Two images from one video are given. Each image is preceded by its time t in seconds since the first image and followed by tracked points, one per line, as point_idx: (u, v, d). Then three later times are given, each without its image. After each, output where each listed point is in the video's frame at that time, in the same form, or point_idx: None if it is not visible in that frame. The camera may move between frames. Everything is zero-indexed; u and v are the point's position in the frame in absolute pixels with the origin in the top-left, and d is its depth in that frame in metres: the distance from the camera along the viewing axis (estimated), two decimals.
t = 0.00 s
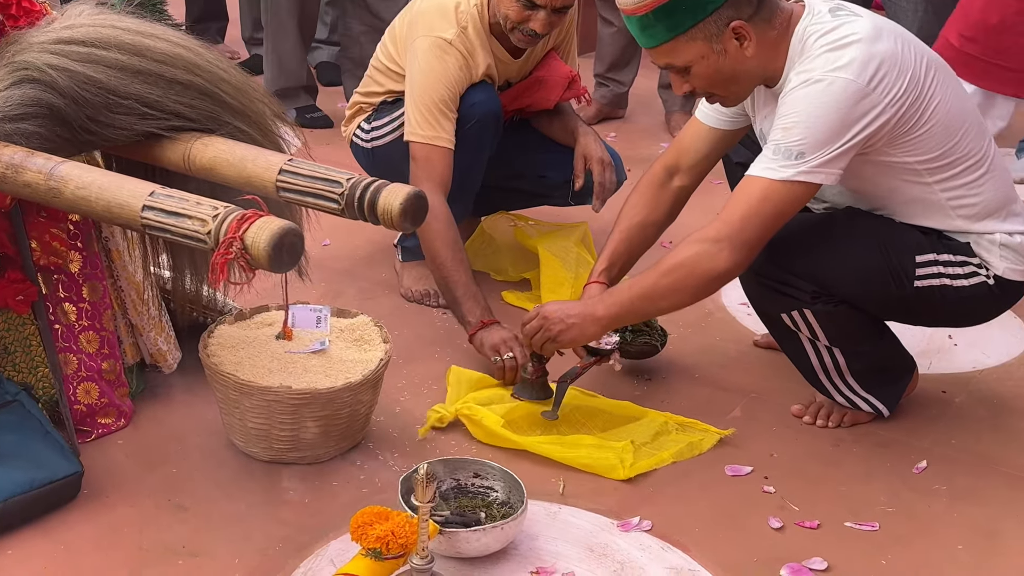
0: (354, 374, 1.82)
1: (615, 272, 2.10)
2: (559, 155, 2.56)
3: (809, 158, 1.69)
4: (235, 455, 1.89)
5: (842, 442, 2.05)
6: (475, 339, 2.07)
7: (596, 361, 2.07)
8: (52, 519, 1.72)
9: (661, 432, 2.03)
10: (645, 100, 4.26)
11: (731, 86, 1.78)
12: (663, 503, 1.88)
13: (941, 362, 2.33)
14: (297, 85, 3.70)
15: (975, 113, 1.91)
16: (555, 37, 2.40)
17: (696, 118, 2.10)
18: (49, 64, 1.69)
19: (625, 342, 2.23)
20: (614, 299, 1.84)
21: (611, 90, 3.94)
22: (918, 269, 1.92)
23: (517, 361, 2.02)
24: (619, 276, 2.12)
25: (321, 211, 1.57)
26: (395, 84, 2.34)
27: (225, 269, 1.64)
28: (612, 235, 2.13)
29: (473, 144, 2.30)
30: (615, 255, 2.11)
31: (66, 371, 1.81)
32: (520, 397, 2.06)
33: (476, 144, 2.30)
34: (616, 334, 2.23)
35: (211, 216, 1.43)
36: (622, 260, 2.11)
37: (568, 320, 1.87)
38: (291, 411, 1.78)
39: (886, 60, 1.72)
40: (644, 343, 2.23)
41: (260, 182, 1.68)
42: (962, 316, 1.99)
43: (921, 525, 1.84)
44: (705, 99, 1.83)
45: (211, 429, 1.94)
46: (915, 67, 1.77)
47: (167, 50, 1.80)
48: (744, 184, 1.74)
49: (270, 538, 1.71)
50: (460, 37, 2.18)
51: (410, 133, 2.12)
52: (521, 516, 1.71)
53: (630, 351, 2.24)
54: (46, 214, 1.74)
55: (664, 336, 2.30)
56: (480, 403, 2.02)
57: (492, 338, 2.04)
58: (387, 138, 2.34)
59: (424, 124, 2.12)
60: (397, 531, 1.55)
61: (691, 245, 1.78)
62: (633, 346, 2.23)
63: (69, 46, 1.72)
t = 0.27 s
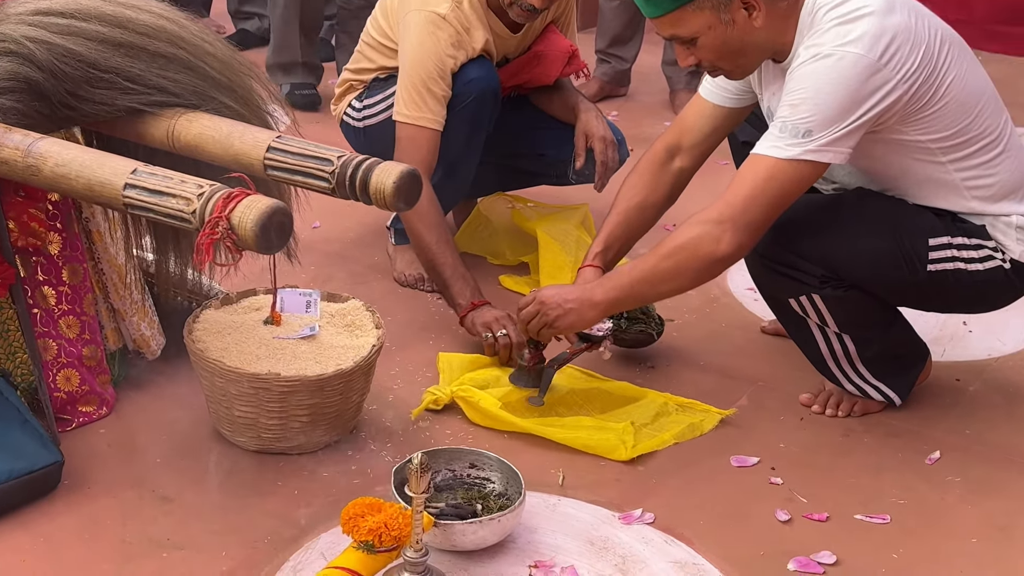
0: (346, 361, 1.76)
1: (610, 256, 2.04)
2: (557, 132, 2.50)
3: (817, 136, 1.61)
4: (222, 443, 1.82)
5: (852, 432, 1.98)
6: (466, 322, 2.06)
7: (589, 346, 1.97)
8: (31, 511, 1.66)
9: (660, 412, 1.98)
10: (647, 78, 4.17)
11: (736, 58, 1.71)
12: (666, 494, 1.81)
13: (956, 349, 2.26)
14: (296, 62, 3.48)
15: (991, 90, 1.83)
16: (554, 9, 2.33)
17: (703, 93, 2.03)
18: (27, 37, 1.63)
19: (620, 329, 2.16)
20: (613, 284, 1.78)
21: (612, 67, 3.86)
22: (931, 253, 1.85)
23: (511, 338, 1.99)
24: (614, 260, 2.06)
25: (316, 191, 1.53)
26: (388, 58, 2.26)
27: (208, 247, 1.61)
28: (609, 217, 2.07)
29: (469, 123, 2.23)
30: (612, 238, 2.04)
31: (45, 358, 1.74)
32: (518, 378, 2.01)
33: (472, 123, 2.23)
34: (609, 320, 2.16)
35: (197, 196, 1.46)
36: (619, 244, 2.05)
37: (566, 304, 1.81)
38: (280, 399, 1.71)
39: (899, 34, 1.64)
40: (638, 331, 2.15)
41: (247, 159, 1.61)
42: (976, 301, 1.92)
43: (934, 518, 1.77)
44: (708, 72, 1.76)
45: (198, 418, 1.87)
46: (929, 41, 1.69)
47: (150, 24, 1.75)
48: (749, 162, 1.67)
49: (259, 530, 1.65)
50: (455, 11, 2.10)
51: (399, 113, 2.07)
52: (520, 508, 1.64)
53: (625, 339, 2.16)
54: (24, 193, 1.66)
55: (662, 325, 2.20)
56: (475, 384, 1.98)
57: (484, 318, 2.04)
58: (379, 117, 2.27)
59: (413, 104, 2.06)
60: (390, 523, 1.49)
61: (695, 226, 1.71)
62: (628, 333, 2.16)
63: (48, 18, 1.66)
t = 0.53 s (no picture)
0: (336, 349, 1.68)
1: (608, 252, 1.96)
2: (557, 110, 2.42)
3: (825, 121, 1.53)
4: (209, 435, 1.75)
5: (866, 424, 1.90)
6: (461, 305, 2.00)
7: (586, 349, 1.89)
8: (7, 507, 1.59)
9: (666, 402, 1.90)
10: (652, 56, 4.08)
11: (743, 33, 1.62)
12: (671, 489, 1.73)
13: (974, 338, 2.17)
14: (295, 50, 3.38)
15: (1008, 65, 1.74)
16: None
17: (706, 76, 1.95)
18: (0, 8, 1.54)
19: (620, 328, 2.07)
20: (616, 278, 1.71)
21: (615, 44, 3.76)
22: (948, 237, 1.77)
23: (504, 325, 1.92)
24: (613, 256, 1.97)
25: (308, 170, 1.47)
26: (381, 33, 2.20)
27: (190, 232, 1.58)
28: (608, 209, 1.98)
29: (464, 100, 2.15)
30: (609, 233, 1.96)
31: (21, 346, 1.67)
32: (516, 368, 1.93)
33: (468, 100, 2.15)
34: (609, 320, 2.07)
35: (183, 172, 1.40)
36: (617, 238, 1.96)
37: (568, 302, 1.74)
38: (268, 389, 1.63)
39: (912, 10, 1.55)
40: (639, 330, 2.07)
41: (233, 137, 1.55)
42: (995, 287, 1.84)
43: (950, 514, 1.70)
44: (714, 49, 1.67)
45: (184, 408, 1.80)
46: (943, 17, 1.59)
47: None
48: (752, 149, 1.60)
49: (246, 526, 1.58)
50: None
51: (389, 89, 2.03)
52: (519, 503, 1.56)
53: (625, 339, 2.08)
54: None
55: (663, 322, 2.13)
56: (472, 374, 1.91)
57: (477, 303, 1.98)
58: (371, 94, 2.19)
59: (402, 80, 2.02)
60: (383, 518, 1.40)
61: (699, 216, 1.64)
62: (628, 332, 2.07)
63: None
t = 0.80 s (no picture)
0: (326, 337, 1.61)
1: (611, 244, 1.83)
2: (558, 89, 2.35)
3: (833, 106, 1.46)
4: (194, 427, 1.68)
5: (880, 417, 1.82)
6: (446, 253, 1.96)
7: (588, 342, 1.79)
8: None
9: (671, 391, 1.84)
10: (657, 32, 3.98)
11: (752, 8, 1.53)
12: (676, 483, 1.66)
13: (994, 328, 2.09)
14: (285, 27, 3.30)
15: None
16: None
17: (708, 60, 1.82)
18: None
19: (624, 321, 1.98)
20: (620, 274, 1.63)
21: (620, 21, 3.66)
22: (964, 220, 1.70)
23: (490, 264, 1.89)
24: (615, 248, 1.86)
25: (299, 149, 1.41)
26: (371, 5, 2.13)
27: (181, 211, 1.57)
28: (610, 199, 1.85)
29: (457, 78, 2.10)
30: (610, 224, 1.83)
31: None
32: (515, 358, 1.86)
33: (462, 78, 2.10)
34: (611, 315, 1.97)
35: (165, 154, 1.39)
36: (619, 231, 1.84)
37: (574, 299, 1.65)
38: (256, 379, 1.56)
39: None
40: (643, 325, 1.97)
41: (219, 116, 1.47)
42: (1014, 272, 1.76)
43: (969, 510, 1.62)
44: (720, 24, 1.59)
45: (169, 398, 1.73)
46: None
47: None
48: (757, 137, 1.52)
49: (231, 521, 1.51)
50: None
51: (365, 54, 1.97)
52: (519, 497, 1.49)
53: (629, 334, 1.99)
54: None
55: (669, 318, 2.04)
56: (468, 363, 1.84)
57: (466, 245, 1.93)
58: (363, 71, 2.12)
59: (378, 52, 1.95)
60: (375, 514, 1.34)
61: (704, 208, 1.56)
62: (631, 326, 1.98)
63: None
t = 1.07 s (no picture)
0: (317, 324, 1.55)
1: (611, 228, 1.77)
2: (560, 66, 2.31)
3: (856, 91, 1.38)
4: (181, 417, 1.62)
5: (893, 407, 1.76)
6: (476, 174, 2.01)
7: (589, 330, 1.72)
8: None
9: (676, 379, 1.78)
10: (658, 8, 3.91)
11: None
12: (682, 476, 1.60)
13: (1011, 316, 2.03)
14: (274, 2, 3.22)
15: None
16: None
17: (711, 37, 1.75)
18: None
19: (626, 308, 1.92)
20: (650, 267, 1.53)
21: None
22: (977, 201, 1.62)
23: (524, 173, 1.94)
24: (615, 233, 1.79)
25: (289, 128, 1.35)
26: None
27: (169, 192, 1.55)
28: (609, 182, 1.79)
29: (450, 51, 2.07)
30: (609, 209, 1.77)
31: None
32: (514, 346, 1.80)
33: (454, 51, 2.07)
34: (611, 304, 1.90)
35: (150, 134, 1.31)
36: (619, 217, 1.77)
37: (604, 287, 1.55)
38: (243, 367, 1.50)
39: None
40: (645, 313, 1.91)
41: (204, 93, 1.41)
42: None
43: (984, 504, 1.56)
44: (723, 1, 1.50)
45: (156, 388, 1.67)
46: None
47: None
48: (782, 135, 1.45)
49: (219, 514, 1.45)
50: None
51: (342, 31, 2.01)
52: (518, 489, 1.43)
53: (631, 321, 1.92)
54: None
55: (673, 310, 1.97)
56: (466, 350, 1.78)
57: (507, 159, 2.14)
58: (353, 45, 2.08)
59: (363, 26, 1.97)
60: (368, 507, 1.26)
61: (746, 209, 1.47)
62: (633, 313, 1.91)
63: None
